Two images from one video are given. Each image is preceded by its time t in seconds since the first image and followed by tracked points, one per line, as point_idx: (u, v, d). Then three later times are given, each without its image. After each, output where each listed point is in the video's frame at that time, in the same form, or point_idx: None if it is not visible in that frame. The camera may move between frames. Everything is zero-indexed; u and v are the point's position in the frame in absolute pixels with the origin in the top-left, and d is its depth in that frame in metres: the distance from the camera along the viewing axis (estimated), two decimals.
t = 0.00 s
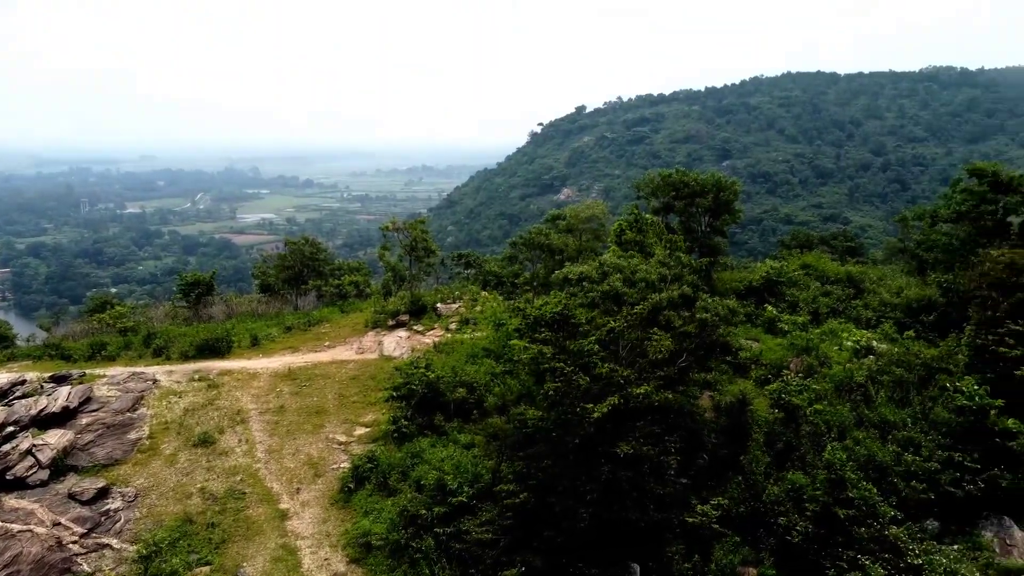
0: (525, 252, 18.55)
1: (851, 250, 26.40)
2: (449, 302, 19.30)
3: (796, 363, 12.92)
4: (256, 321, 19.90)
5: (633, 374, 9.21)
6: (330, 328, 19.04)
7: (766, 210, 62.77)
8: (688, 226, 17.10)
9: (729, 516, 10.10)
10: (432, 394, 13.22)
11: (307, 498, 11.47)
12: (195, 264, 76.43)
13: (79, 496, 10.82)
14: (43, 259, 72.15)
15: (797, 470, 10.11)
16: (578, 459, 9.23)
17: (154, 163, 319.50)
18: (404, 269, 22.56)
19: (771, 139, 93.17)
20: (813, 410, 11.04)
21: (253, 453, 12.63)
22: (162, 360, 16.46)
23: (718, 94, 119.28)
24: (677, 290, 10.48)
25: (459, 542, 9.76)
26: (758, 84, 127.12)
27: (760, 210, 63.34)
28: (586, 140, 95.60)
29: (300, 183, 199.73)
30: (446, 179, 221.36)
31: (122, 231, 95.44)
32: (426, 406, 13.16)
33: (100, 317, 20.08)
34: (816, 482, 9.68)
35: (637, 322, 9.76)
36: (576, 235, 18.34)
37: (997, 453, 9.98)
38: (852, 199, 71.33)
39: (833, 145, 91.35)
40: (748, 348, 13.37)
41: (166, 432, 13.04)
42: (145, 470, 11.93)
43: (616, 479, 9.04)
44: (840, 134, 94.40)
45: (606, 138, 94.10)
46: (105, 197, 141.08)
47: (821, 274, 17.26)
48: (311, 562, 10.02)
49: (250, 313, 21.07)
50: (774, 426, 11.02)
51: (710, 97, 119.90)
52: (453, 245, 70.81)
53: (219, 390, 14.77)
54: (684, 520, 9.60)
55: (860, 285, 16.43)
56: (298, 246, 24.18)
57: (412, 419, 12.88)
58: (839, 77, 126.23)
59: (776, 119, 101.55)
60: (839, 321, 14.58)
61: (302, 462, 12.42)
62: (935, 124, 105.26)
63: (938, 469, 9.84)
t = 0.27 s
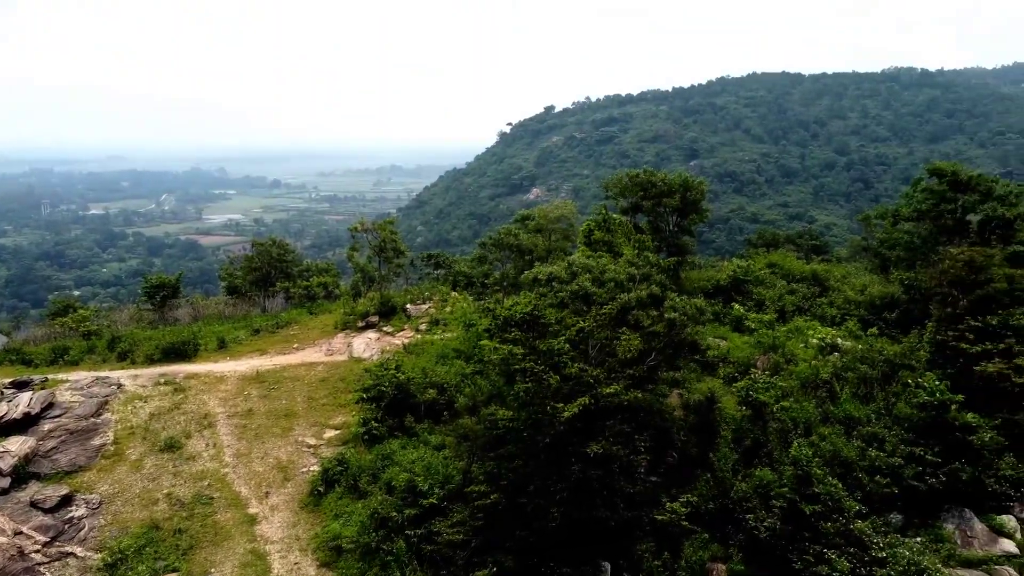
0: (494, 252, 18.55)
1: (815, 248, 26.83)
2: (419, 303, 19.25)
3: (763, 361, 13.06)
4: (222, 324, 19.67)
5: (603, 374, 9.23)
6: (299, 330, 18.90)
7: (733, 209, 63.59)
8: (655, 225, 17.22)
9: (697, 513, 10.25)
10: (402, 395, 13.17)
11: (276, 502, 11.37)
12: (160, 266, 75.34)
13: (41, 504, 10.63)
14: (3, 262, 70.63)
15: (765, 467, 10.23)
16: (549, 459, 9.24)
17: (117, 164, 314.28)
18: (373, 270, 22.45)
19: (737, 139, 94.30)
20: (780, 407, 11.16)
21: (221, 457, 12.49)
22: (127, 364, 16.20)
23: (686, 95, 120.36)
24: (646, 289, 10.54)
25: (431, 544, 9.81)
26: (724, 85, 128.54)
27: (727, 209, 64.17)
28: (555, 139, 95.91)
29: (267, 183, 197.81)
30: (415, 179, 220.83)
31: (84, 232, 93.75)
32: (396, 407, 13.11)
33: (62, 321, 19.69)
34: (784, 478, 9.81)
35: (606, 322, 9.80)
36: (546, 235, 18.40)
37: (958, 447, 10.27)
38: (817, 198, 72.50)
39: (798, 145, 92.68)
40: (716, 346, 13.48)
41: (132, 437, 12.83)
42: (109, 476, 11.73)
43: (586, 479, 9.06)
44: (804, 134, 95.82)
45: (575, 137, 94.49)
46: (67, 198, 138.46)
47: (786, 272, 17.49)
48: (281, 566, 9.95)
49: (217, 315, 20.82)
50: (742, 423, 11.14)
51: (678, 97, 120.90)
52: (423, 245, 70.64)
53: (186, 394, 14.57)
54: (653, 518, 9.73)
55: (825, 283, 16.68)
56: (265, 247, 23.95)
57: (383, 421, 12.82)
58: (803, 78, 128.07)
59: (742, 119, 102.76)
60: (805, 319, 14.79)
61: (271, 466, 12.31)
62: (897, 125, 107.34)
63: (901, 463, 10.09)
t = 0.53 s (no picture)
0: (459, 252, 18.54)
1: (776, 247, 27.27)
2: (384, 304, 19.15)
3: (725, 358, 13.22)
4: (183, 327, 19.36)
5: (568, 373, 9.28)
6: (262, 332, 18.69)
7: (695, 208, 64.37)
8: (619, 225, 17.34)
9: (662, 509, 10.35)
10: (367, 398, 13.11)
11: (240, 507, 11.23)
12: (118, 269, 73.93)
13: None
14: None
15: (728, 463, 10.37)
16: (515, 459, 9.23)
17: (72, 164, 307.49)
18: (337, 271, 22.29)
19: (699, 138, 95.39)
20: (742, 403, 11.32)
21: (183, 462, 12.31)
22: (85, 369, 15.88)
23: (648, 94, 121.36)
24: (610, 288, 10.59)
25: (398, 546, 9.79)
26: (686, 85, 129.90)
27: (690, 208, 64.94)
28: (519, 139, 96.04)
29: (228, 184, 195.19)
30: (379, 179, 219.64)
31: (39, 234, 91.55)
32: (362, 409, 13.04)
33: (17, 326, 19.22)
34: (747, 474, 9.95)
35: (571, 321, 9.84)
36: (510, 235, 18.43)
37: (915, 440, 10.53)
38: (778, 197, 73.68)
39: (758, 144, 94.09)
40: (679, 344, 13.61)
41: (90, 444, 12.58)
42: (68, 484, 11.50)
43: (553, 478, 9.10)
44: (765, 134, 97.25)
45: (539, 137, 94.72)
46: (21, 200, 135.12)
47: (747, 270, 17.72)
48: (246, 572, 9.85)
49: (177, 318, 20.51)
50: (706, 420, 11.25)
51: (640, 97, 121.85)
52: (387, 246, 70.29)
53: (146, 399, 14.32)
54: (619, 515, 9.83)
55: (785, 281, 16.95)
56: (226, 249, 23.63)
57: (348, 423, 12.74)
58: (763, 79, 129.96)
59: (703, 119, 103.93)
60: (766, 316, 15.03)
61: (234, 470, 12.16)
62: (853, 124, 109.44)
63: (859, 458, 10.30)
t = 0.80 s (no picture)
0: (420, 253, 18.47)
1: (733, 245, 27.69)
2: (345, 306, 18.99)
3: (686, 356, 13.35)
4: (139, 331, 18.95)
5: (531, 373, 9.30)
6: (220, 336, 18.41)
7: (654, 207, 65.10)
8: (579, 225, 17.42)
9: (626, 507, 10.41)
10: (329, 401, 13.01)
11: (199, 513, 11.06)
12: (71, 272, 72.21)
13: None
14: None
15: (689, 460, 10.50)
16: (478, 460, 9.24)
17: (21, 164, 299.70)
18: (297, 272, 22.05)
19: (658, 138, 96.37)
20: (702, 401, 11.45)
21: (140, 469, 12.09)
22: (36, 375, 15.49)
23: (607, 94, 122.22)
24: (571, 288, 10.64)
25: (361, 549, 9.72)
26: (644, 85, 131.10)
27: (649, 207, 65.65)
28: (480, 139, 96.02)
29: (184, 185, 191.98)
30: (339, 180, 217.91)
31: None
32: (323, 413, 12.94)
33: None
34: (708, 470, 10.07)
35: (533, 321, 9.85)
36: (471, 236, 18.41)
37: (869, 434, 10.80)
38: (735, 195, 74.83)
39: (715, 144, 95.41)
40: (640, 343, 13.71)
41: (43, 452, 12.28)
42: (19, 493, 11.21)
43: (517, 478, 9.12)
44: (722, 134, 98.68)
45: (499, 137, 94.80)
46: None
47: (706, 269, 17.92)
48: None
49: (133, 322, 20.10)
50: (667, 417, 11.35)
51: (600, 97, 122.55)
52: (347, 246, 69.76)
53: (100, 405, 14.02)
54: (582, 514, 9.90)
55: (742, 279, 17.21)
56: (181, 252, 23.21)
57: (309, 426, 12.62)
58: (720, 80, 131.76)
59: (662, 119, 105.00)
60: (725, 314, 15.23)
61: (193, 476, 11.97)
62: (808, 124, 111.52)
63: (816, 452, 10.51)
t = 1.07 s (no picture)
0: (389, 253, 18.38)
1: (701, 244, 27.97)
2: (313, 307, 18.84)
3: (655, 354, 13.42)
4: (102, 334, 18.61)
5: (500, 373, 9.31)
6: (186, 338, 18.16)
7: (623, 207, 65.57)
8: (548, 224, 17.45)
9: (596, 505, 10.46)
10: (298, 403, 12.91)
11: (166, 518, 10.91)
12: (31, 275, 70.69)
13: None
14: None
15: (658, 457, 10.58)
16: (450, 460, 9.24)
17: None
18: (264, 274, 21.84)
19: (626, 138, 97.02)
20: (671, 398, 11.53)
21: (104, 475, 11.89)
22: None
23: (575, 94, 122.71)
24: (541, 287, 10.67)
25: (331, 552, 9.64)
26: (612, 85, 131.86)
27: (618, 207, 66.12)
28: (448, 138, 95.84)
29: (148, 185, 189.05)
30: (306, 180, 216.12)
31: None
32: (292, 415, 12.83)
33: None
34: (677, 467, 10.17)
35: (502, 321, 9.85)
36: (440, 235, 18.36)
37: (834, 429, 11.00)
38: (702, 195, 75.63)
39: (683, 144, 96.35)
40: (609, 342, 13.76)
41: (3, 460, 12.02)
42: None
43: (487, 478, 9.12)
44: (689, 134, 99.64)
45: (468, 136, 94.69)
46: None
47: (674, 268, 18.06)
48: None
49: (95, 326, 19.74)
50: (636, 415, 11.43)
51: (568, 97, 122.94)
52: (316, 247, 69.21)
53: (63, 410, 13.77)
54: (553, 512, 9.93)
55: (710, 277, 17.38)
56: (145, 253, 22.84)
57: (278, 429, 12.50)
58: (686, 80, 132.98)
59: (630, 118, 105.68)
60: (693, 312, 15.37)
61: (159, 481, 11.80)
62: (773, 124, 113.01)
63: (783, 447, 10.66)
